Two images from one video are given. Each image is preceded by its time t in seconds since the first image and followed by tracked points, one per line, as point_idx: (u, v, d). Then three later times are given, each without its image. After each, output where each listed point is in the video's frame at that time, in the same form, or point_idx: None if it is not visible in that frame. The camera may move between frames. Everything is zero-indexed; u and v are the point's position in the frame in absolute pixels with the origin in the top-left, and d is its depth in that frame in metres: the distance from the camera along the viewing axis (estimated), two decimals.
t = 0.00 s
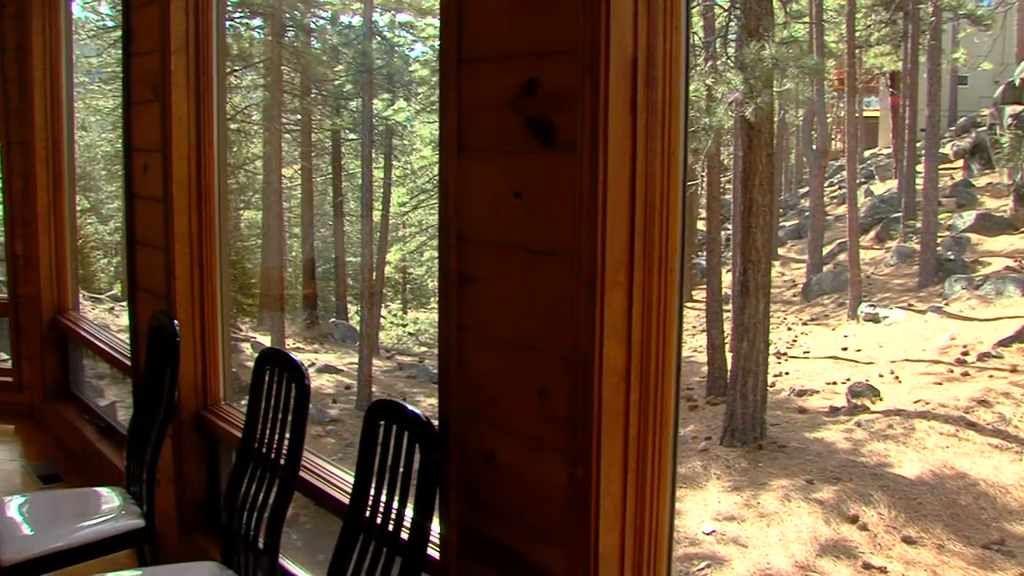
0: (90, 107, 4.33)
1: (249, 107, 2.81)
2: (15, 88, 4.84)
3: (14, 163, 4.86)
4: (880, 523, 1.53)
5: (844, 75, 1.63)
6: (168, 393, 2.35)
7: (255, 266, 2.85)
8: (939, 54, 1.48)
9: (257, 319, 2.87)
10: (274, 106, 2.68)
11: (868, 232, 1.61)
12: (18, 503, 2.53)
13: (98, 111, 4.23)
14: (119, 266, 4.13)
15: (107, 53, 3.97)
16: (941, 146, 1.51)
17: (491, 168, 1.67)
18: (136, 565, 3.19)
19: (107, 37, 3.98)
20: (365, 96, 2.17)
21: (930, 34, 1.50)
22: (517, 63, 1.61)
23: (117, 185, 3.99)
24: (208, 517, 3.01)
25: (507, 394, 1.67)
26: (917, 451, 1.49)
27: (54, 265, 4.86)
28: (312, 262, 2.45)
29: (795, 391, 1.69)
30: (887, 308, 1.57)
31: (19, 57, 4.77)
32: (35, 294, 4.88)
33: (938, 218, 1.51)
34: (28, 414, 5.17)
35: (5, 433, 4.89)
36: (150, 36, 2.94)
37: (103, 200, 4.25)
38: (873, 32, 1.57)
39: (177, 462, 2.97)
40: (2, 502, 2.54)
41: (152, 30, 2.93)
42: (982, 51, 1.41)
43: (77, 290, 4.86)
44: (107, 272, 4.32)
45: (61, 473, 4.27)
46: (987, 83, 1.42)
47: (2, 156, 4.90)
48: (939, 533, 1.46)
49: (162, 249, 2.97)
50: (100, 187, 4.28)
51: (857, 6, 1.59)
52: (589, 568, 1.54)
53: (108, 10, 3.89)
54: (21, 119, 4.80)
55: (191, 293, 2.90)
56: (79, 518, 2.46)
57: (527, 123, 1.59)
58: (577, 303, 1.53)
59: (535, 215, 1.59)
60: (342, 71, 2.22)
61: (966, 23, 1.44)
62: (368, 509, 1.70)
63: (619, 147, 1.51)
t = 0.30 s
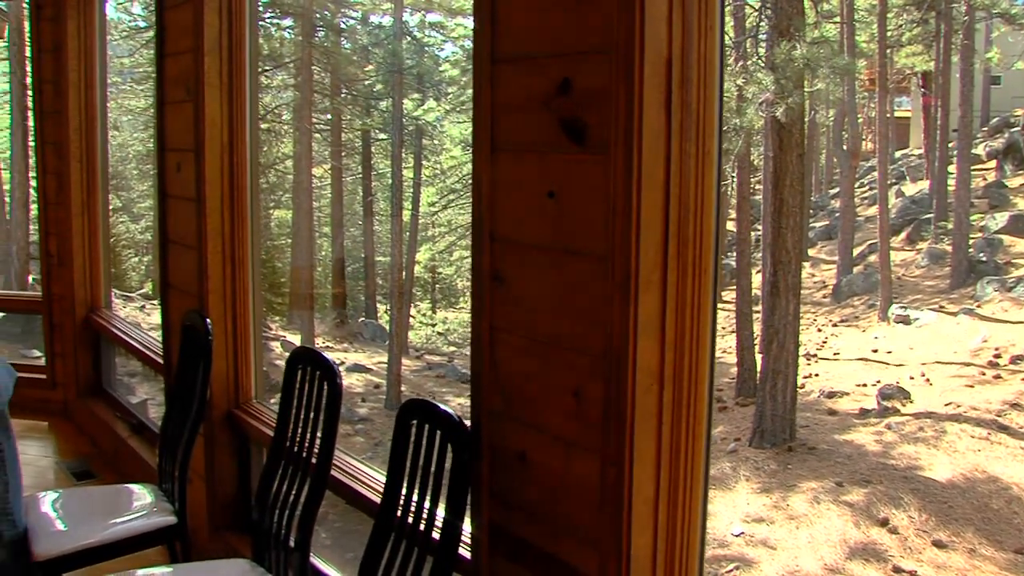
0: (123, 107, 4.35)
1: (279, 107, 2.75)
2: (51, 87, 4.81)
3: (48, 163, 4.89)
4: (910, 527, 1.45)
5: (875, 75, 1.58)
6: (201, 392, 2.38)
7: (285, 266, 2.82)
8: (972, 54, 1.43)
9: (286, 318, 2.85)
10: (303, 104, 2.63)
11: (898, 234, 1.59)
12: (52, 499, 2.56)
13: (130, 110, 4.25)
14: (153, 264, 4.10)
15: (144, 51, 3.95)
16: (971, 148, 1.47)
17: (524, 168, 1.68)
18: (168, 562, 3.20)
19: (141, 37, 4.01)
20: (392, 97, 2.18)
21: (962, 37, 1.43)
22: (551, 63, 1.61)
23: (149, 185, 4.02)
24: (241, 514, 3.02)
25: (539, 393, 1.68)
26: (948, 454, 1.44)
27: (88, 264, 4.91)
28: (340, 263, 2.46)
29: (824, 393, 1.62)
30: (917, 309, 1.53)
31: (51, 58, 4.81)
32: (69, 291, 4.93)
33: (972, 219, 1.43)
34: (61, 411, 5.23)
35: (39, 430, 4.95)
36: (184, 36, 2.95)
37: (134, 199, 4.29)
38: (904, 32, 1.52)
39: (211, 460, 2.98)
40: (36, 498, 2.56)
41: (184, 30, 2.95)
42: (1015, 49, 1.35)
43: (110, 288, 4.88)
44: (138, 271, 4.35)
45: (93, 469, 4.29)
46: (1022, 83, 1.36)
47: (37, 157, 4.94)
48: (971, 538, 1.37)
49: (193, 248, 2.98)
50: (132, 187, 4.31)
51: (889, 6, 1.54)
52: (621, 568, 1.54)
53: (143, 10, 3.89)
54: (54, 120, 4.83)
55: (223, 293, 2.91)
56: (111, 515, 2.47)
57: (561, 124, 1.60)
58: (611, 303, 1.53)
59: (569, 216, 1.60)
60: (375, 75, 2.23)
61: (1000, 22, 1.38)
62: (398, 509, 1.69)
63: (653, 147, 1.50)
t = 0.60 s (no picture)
0: (154, 107, 4.37)
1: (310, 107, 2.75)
2: (86, 88, 4.79)
3: (80, 162, 4.89)
4: (942, 531, 1.43)
5: (907, 75, 1.46)
6: (231, 391, 2.36)
7: (313, 265, 2.82)
8: (1006, 54, 1.34)
9: (314, 317, 2.85)
10: (334, 104, 2.62)
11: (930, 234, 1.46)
12: (85, 494, 2.58)
13: (161, 110, 4.27)
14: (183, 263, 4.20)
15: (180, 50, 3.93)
16: (1005, 148, 1.36)
17: (558, 169, 1.68)
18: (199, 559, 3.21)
19: (171, 37, 4.04)
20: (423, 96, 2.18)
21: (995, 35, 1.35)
22: (585, 63, 1.61)
23: (181, 184, 4.06)
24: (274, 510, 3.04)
25: (572, 393, 1.68)
26: (981, 457, 1.38)
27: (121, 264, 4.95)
28: (369, 263, 2.46)
29: (854, 395, 1.56)
30: (948, 312, 1.42)
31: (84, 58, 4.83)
32: (101, 289, 4.95)
33: (1005, 220, 1.35)
34: (93, 408, 5.25)
35: (72, 426, 4.94)
36: (218, 36, 2.96)
37: (164, 198, 4.32)
38: (936, 31, 1.42)
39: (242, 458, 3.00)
40: (70, 494, 2.59)
41: (217, 30, 2.96)
42: None
43: (144, 287, 4.93)
44: (169, 269, 4.38)
45: (124, 465, 4.31)
46: None
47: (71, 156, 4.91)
48: (1003, 543, 1.35)
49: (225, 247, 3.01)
50: (162, 186, 4.34)
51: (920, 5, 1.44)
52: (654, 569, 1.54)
53: (176, 10, 3.89)
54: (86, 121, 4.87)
55: (256, 291, 2.92)
56: (144, 512, 2.49)
57: (596, 124, 1.60)
58: (645, 304, 1.53)
59: (603, 216, 1.60)
60: (406, 74, 2.23)
61: None
62: (431, 508, 1.70)
63: (687, 147, 1.50)
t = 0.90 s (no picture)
0: (186, 106, 4.39)
1: (341, 107, 2.74)
2: (120, 88, 4.86)
3: (115, 163, 4.95)
4: (974, 535, 1.37)
5: (940, 75, 1.39)
6: (263, 389, 2.38)
7: (343, 264, 2.80)
8: None
9: (345, 316, 2.84)
10: (364, 104, 2.61)
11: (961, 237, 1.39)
12: (117, 491, 2.60)
13: (193, 110, 4.31)
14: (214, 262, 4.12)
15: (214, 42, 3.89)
16: None
17: (592, 169, 1.68)
18: (230, 556, 3.22)
19: (203, 37, 4.08)
20: (452, 97, 2.19)
21: None
22: (620, 64, 1.61)
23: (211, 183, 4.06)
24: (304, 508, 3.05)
25: (604, 393, 1.68)
26: (1014, 460, 1.31)
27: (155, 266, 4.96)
28: (400, 263, 2.46)
29: (885, 398, 1.50)
30: (981, 313, 1.35)
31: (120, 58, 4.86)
32: (135, 288, 4.98)
33: None
34: (126, 405, 5.23)
35: (105, 422, 4.95)
36: (252, 36, 2.97)
37: (195, 198, 4.33)
38: (969, 31, 1.35)
39: (272, 457, 3.01)
40: (103, 490, 2.61)
41: (250, 30, 2.99)
42: None
43: (173, 286, 4.92)
44: (199, 268, 4.38)
45: (155, 461, 4.34)
46: None
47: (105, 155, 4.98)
48: None
49: (258, 245, 3.01)
50: (193, 185, 4.36)
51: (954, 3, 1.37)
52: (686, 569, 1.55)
53: (207, 11, 3.95)
54: (121, 120, 4.90)
55: (289, 286, 2.94)
56: (176, 509, 2.50)
57: (630, 123, 1.60)
58: (679, 304, 1.54)
59: (638, 216, 1.60)
60: (437, 74, 2.23)
61: None
62: (462, 509, 1.69)
63: (722, 146, 1.50)
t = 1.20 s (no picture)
0: (217, 106, 4.40)
1: (370, 107, 2.76)
2: (151, 88, 4.88)
3: (148, 162, 4.96)
4: (1004, 540, 1.33)
5: (972, 75, 1.38)
6: (294, 388, 2.39)
7: (372, 264, 2.81)
8: None
9: (373, 315, 2.84)
10: (393, 103, 2.62)
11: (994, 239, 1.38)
12: (148, 489, 2.61)
13: (223, 110, 4.32)
14: (243, 261, 4.17)
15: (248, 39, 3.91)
16: None
17: (625, 169, 1.68)
18: (259, 554, 3.24)
19: (234, 38, 4.10)
20: (482, 97, 2.19)
21: None
22: (654, 64, 1.61)
23: (241, 183, 4.07)
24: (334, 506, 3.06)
25: (636, 394, 1.68)
26: None
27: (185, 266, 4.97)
28: (429, 263, 2.46)
29: (914, 401, 1.47)
30: (1013, 316, 1.32)
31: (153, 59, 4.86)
32: (166, 288, 4.99)
33: None
34: (156, 403, 5.28)
35: (135, 420, 5.00)
36: (286, 35, 2.96)
37: (225, 197, 4.34)
38: (1003, 30, 1.33)
39: (303, 454, 3.02)
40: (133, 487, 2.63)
41: (282, 31, 3.00)
42: None
43: (206, 284, 4.92)
44: (229, 267, 4.38)
45: (184, 459, 4.36)
46: None
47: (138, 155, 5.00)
48: None
49: (289, 245, 3.03)
50: (223, 184, 4.38)
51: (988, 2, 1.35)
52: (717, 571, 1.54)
53: (238, 11, 3.98)
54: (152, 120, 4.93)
55: (320, 284, 2.94)
56: (205, 507, 2.51)
57: (664, 124, 1.60)
58: (713, 305, 1.53)
59: (671, 217, 1.60)
60: (467, 73, 2.24)
61: None
62: (493, 509, 1.69)
63: (756, 147, 1.49)
